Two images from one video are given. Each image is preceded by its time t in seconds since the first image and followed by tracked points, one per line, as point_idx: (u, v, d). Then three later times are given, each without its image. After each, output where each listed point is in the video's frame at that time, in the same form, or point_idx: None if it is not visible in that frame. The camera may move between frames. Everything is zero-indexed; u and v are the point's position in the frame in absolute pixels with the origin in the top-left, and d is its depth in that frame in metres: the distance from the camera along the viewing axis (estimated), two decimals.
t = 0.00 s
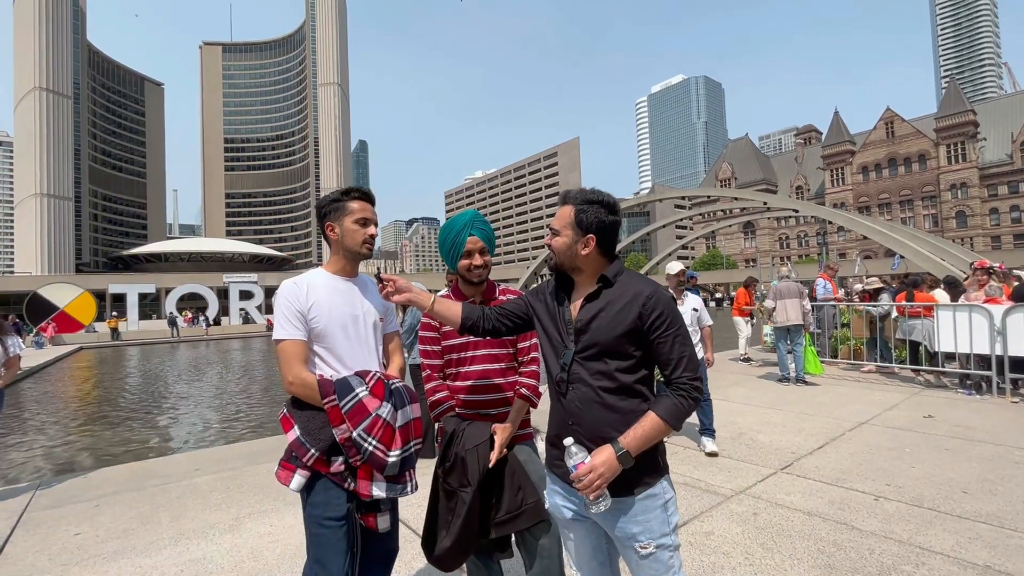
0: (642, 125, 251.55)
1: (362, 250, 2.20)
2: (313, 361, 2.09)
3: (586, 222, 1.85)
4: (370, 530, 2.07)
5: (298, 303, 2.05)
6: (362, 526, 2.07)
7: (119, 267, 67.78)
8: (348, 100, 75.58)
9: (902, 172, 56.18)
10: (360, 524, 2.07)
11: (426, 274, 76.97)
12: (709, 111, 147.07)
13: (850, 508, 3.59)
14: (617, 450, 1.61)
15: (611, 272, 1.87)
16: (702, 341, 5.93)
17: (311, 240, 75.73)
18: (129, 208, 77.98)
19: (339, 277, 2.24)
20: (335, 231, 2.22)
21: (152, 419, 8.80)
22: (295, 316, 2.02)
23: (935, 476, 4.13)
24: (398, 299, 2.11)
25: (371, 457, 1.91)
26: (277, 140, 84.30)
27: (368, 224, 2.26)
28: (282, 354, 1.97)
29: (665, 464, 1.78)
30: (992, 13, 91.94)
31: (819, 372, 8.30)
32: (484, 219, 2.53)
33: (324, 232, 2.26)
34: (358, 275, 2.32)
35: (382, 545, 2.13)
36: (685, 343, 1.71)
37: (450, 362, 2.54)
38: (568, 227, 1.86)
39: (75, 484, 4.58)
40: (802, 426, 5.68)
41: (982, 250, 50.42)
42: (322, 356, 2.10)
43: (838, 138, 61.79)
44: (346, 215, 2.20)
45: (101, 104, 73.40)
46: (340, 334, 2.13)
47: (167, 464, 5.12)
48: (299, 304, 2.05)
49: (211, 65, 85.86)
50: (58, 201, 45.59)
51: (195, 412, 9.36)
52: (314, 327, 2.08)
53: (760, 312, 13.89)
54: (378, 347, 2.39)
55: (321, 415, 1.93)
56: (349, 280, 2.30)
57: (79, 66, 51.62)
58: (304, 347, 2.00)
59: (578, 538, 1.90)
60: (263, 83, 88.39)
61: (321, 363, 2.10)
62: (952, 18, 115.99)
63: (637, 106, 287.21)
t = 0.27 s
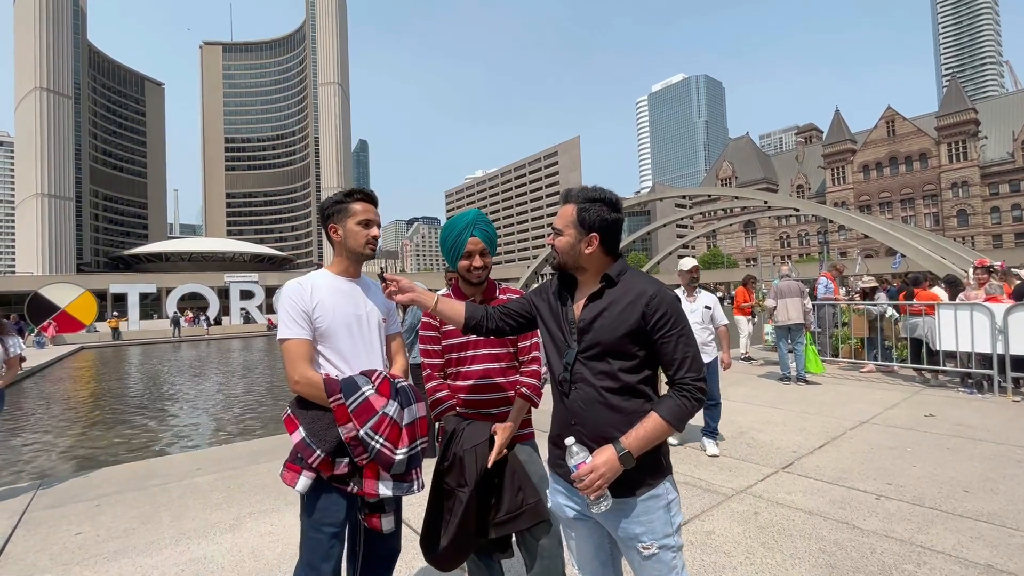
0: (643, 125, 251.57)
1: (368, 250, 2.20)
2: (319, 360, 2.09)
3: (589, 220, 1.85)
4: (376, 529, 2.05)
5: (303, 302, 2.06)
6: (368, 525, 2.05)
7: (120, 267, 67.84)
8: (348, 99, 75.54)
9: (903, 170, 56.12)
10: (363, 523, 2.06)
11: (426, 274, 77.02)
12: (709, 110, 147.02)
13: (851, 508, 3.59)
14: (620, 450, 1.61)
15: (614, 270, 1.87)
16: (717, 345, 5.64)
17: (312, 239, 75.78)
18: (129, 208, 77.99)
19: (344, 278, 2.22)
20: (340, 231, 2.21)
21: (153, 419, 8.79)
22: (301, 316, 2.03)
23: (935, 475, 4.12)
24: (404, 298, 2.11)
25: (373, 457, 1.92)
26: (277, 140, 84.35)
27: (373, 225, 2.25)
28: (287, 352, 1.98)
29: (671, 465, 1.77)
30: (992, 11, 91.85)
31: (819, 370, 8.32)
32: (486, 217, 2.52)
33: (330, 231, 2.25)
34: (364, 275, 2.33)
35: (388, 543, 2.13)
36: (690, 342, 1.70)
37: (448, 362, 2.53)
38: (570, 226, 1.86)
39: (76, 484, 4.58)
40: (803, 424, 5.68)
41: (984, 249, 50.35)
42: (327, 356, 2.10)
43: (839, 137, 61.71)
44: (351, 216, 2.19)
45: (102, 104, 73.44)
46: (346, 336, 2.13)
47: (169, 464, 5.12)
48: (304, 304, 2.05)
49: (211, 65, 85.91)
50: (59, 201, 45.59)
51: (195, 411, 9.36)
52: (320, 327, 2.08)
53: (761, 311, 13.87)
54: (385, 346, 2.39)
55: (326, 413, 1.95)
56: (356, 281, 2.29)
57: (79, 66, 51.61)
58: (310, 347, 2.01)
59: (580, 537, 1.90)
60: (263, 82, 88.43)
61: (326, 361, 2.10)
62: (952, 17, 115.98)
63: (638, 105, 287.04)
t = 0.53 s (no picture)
0: (643, 123, 251.32)
1: (366, 249, 2.19)
2: (317, 361, 2.09)
3: (591, 219, 1.84)
4: (376, 530, 2.05)
5: (301, 302, 2.05)
6: (368, 526, 2.05)
7: (121, 267, 67.87)
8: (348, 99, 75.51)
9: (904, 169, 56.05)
10: (364, 525, 2.06)
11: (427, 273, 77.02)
12: (710, 109, 147.01)
13: (852, 506, 3.58)
14: (622, 450, 1.61)
15: (616, 269, 1.86)
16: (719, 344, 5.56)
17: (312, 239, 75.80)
18: (130, 207, 78.02)
19: (342, 278, 2.23)
20: (339, 231, 2.21)
21: (154, 418, 8.79)
22: (299, 315, 2.03)
23: (937, 474, 4.11)
24: (406, 297, 2.11)
25: (373, 457, 1.91)
26: (277, 139, 84.35)
27: (372, 225, 2.24)
28: (285, 352, 1.98)
29: (673, 464, 1.78)
30: (994, 10, 91.77)
31: (821, 369, 8.30)
32: (486, 217, 2.52)
33: (329, 231, 2.25)
34: (362, 274, 2.32)
35: (388, 544, 2.13)
36: (693, 342, 1.69)
37: (446, 362, 2.53)
38: (572, 225, 1.86)
39: (76, 484, 4.59)
40: (804, 423, 5.67)
41: (985, 247, 50.31)
42: (328, 356, 2.10)
43: (840, 135, 61.61)
44: (350, 216, 2.19)
45: (102, 104, 73.40)
46: (346, 336, 2.13)
47: (170, 463, 5.12)
48: (302, 303, 2.05)
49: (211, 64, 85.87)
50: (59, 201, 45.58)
51: (195, 411, 9.35)
52: (319, 327, 2.08)
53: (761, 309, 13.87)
54: (384, 345, 2.39)
55: (324, 413, 1.95)
56: (355, 281, 2.30)
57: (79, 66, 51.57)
58: (307, 346, 2.01)
59: (583, 538, 1.90)
60: (263, 82, 88.38)
61: (325, 362, 2.10)
62: (953, 15, 115.72)
63: (638, 104, 286.90)
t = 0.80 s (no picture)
0: (643, 122, 251.19)
1: (363, 248, 2.19)
2: (315, 360, 2.09)
3: (593, 215, 1.84)
4: (374, 531, 2.04)
5: (298, 301, 2.05)
6: (366, 526, 2.05)
7: (121, 266, 67.91)
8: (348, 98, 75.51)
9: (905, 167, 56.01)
10: (362, 526, 2.06)
11: (428, 273, 77.09)
12: (710, 108, 147.03)
13: (851, 505, 3.58)
14: (623, 450, 1.61)
15: (617, 269, 1.85)
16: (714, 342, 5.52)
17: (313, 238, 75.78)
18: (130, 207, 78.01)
19: (339, 277, 2.22)
20: (336, 229, 2.21)
21: (155, 418, 8.79)
22: (296, 315, 2.03)
23: (938, 473, 4.11)
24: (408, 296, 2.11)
25: (372, 457, 1.91)
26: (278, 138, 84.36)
27: (370, 223, 2.25)
28: (282, 351, 1.98)
29: (680, 463, 1.77)
30: (994, 9, 91.71)
31: (822, 369, 8.29)
32: (486, 215, 2.52)
33: (327, 230, 2.26)
34: (360, 273, 2.32)
35: (386, 544, 2.13)
36: (693, 340, 1.67)
37: (447, 360, 2.53)
38: (574, 223, 1.86)
39: (79, 483, 4.60)
40: (806, 422, 5.67)
41: (985, 246, 50.29)
42: (325, 355, 2.10)
43: (840, 134, 61.57)
44: (348, 214, 2.19)
45: (102, 103, 73.41)
46: (343, 336, 2.13)
47: (171, 463, 5.13)
48: (300, 302, 2.05)
49: (211, 64, 85.87)
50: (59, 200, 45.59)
51: (196, 410, 9.35)
52: (316, 326, 2.08)
53: (761, 308, 13.88)
54: (383, 344, 2.38)
55: (321, 413, 1.94)
56: (353, 280, 2.30)
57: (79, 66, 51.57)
58: (305, 345, 2.01)
59: (585, 536, 1.90)
60: (263, 81, 88.35)
61: (322, 361, 2.09)
62: (954, 14, 115.59)
63: (638, 102, 286.68)
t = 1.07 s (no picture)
0: (643, 122, 251.05)
1: (361, 248, 2.19)
2: (313, 360, 2.08)
3: (595, 215, 1.84)
4: (373, 530, 2.05)
5: (296, 300, 2.05)
6: (365, 526, 2.05)
7: (121, 266, 67.88)
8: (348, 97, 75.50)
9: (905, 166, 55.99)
10: (361, 525, 2.07)
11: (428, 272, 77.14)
12: (710, 107, 147.07)
13: (852, 504, 3.58)
14: (621, 448, 1.61)
15: (622, 268, 1.84)
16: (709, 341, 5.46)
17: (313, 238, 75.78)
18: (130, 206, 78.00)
19: (337, 276, 2.22)
20: (334, 228, 2.21)
21: (155, 418, 8.79)
22: (294, 314, 2.02)
23: (938, 471, 4.11)
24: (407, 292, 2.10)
25: (370, 457, 1.90)
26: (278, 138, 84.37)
27: (369, 222, 2.24)
28: (280, 351, 1.98)
29: (687, 460, 1.76)
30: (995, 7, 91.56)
31: (822, 368, 8.29)
32: (485, 214, 2.51)
33: (325, 230, 2.25)
34: (359, 273, 2.32)
35: (385, 544, 2.12)
36: (697, 340, 1.65)
37: (447, 357, 2.53)
38: (576, 222, 1.86)
39: (79, 483, 4.60)
40: (807, 421, 5.67)
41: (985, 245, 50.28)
42: (325, 354, 2.10)
43: (840, 133, 61.54)
44: (346, 213, 2.18)
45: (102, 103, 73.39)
46: (341, 336, 2.12)
47: (172, 462, 5.14)
48: (298, 301, 2.05)
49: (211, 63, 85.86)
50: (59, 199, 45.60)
51: (197, 410, 9.36)
52: (314, 326, 2.08)
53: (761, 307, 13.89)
54: (381, 343, 2.38)
55: (318, 413, 1.94)
56: (352, 279, 2.30)
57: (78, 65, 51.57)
58: (303, 345, 2.01)
59: (589, 535, 1.91)
60: (263, 80, 88.32)
61: (320, 361, 2.10)
62: (954, 12, 115.45)
63: (638, 101, 286.56)
